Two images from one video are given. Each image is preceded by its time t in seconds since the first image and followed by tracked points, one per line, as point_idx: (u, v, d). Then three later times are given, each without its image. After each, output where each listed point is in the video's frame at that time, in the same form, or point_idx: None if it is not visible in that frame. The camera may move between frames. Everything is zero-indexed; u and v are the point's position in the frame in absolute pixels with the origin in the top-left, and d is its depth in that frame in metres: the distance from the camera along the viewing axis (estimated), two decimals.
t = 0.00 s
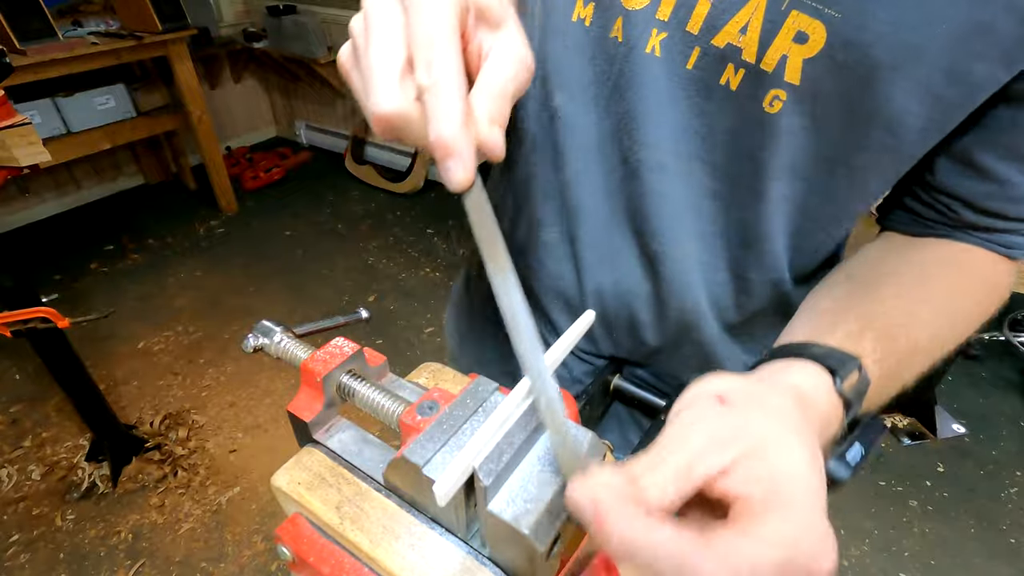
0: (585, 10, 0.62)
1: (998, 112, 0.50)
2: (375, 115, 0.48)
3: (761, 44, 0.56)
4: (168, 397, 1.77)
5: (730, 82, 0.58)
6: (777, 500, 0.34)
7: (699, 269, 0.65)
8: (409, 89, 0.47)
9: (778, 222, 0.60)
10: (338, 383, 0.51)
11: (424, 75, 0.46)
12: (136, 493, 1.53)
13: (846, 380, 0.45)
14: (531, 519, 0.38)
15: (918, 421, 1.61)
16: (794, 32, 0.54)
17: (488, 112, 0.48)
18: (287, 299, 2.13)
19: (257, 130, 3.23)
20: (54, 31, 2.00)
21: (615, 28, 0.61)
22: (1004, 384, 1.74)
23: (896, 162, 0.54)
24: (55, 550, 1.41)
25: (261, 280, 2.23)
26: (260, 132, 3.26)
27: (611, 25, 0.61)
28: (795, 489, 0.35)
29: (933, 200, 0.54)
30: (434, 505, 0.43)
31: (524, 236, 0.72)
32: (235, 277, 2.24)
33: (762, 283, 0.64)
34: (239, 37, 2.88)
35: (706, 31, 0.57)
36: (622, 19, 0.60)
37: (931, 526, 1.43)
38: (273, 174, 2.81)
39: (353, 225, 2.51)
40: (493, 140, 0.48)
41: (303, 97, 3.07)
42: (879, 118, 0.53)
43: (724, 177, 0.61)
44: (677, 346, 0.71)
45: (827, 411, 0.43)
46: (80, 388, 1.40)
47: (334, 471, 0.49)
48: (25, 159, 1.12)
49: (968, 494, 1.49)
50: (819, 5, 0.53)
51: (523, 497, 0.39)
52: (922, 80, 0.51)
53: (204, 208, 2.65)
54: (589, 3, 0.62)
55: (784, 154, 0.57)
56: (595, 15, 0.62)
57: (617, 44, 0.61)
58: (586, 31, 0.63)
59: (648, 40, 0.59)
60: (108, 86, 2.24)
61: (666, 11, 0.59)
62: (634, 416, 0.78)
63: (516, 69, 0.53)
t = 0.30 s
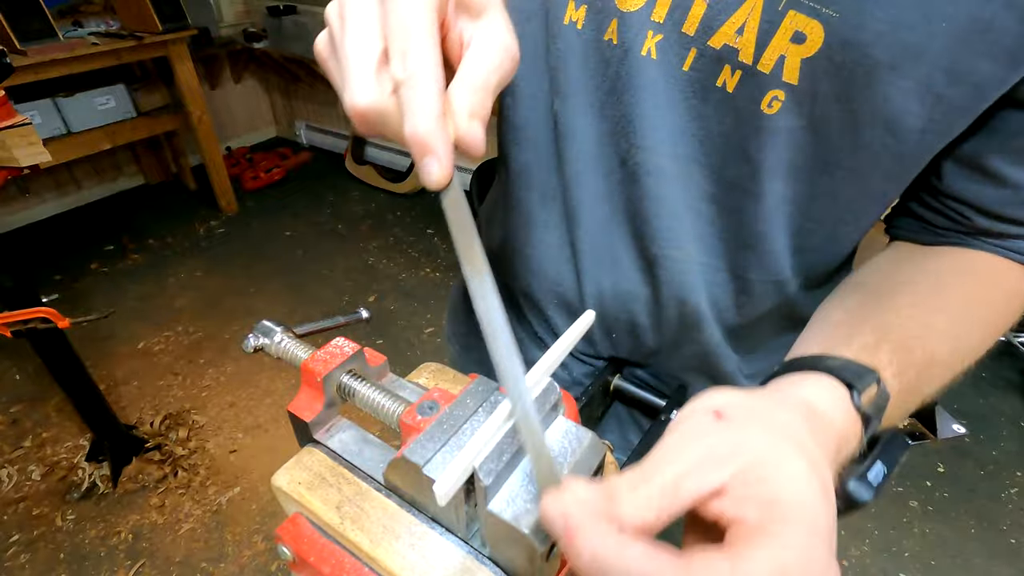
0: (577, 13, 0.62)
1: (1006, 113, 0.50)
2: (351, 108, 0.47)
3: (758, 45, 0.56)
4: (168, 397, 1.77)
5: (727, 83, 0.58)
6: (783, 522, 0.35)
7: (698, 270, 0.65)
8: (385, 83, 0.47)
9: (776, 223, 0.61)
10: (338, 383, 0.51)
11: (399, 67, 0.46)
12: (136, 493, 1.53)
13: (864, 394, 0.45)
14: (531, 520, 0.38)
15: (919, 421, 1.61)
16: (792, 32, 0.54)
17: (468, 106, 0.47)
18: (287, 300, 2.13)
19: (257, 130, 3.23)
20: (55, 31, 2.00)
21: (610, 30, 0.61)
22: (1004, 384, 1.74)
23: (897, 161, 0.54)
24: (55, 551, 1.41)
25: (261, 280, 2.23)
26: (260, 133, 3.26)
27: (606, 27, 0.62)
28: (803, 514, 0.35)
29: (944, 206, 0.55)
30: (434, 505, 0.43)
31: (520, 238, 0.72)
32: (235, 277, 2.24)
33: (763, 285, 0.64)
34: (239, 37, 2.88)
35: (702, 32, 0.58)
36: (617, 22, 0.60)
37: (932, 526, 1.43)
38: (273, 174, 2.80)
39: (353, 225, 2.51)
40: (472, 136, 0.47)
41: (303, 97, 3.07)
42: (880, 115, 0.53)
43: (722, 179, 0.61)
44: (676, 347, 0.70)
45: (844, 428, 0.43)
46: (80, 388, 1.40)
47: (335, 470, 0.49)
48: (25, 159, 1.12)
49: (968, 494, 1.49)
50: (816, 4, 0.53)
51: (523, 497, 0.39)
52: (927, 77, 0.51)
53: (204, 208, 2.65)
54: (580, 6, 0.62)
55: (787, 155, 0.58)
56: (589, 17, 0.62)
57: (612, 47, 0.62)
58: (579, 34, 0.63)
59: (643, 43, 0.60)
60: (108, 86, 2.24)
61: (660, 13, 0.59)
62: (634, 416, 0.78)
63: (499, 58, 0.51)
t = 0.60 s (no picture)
0: (575, 14, 0.62)
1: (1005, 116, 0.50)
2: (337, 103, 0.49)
3: (754, 47, 0.56)
4: (168, 397, 1.77)
5: (723, 85, 0.58)
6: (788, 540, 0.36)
7: (697, 271, 0.65)
8: (370, 76, 0.48)
9: (773, 224, 0.61)
10: (339, 382, 0.51)
11: (385, 60, 0.47)
12: (136, 493, 1.53)
13: (871, 404, 0.45)
14: (531, 519, 0.38)
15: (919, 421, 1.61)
16: (788, 33, 0.54)
17: (457, 99, 0.49)
18: (288, 300, 2.13)
19: (257, 130, 3.24)
20: (55, 31, 2.01)
21: (609, 31, 0.62)
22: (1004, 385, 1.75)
23: (895, 167, 0.54)
24: (55, 551, 1.41)
25: (261, 280, 2.22)
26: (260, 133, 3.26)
27: (605, 28, 0.62)
28: (802, 526, 0.36)
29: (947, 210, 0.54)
30: (434, 504, 0.43)
31: (518, 239, 0.72)
32: (236, 277, 2.24)
33: (761, 288, 0.64)
34: (240, 37, 2.88)
35: (699, 32, 0.58)
36: (617, 22, 0.61)
37: (931, 526, 1.43)
38: (274, 174, 2.80)
39: (353, 225, 2.52)
40: (463, 132, 0.49)
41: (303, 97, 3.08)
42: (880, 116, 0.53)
43: (721, 181, 0.61)
44: (674, 347, 0.70)
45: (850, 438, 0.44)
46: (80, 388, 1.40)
47: (335, 470, 0.49)
48: (25, 159, 1.12)
49: (967, 494, 1.49)
50: (813, 6, 0.53)
51: (523, 496, 0.39)
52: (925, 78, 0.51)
53: (204, 208, 2.65)
54: (579, 7, 0.62)
55: (784, 156, 0.58)
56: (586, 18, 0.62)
57: (610, 48, 0.62)
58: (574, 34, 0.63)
59: (642, 43, 0.60)
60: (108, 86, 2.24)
61: (657, 14, 0.59)
62: (633, 416, 0.78)
63: (492, 47, 0.53)
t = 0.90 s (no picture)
0: (572, 17, 0.63)
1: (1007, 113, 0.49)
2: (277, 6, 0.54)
3: (760, 46, 0.56)
4: (168, 396, 1.76)
5: (727, 86, 0.58)
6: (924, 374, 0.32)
7: (696, 274, 0.64)
8: None
9: (778, 225, 0.60)
10: (338, 381, 0.51)
11: None
12: (135, 492, 1.53)
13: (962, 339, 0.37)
14: (531, 518, 0.37)
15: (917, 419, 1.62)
16: (794, 32, 0.54)
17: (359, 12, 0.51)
18: (287, 299, 2.12)
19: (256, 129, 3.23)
20: (53, 30, 2.00)
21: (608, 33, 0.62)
22: (1003, 383, 1.75)
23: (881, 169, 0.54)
24: (55, 549, 1.41)
25: (261, 279, 2.22)
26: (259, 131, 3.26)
27: (602, 31, 0.62)
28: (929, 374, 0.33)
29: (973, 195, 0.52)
30: (434, 503, 0.43)
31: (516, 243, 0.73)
32: (235, 276, 2.24)
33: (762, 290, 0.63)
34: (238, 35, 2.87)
35: (702, 33, 0.58)
36: (615, 24, 0.61)
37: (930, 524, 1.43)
38: (273, 172, 2.80)
39: (353, 224, 2.51)
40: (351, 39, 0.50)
41: (302, 96, 3.07)
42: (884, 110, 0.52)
43: (722, 182, 0.61)
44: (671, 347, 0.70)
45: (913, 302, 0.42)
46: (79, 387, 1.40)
47: (334, 469, 0.49)
48: (22, 157, 1.12)
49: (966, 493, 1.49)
50: (818, 4, 0.53)
51: (522, 496, 0.38)
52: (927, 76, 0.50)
53: (203, 207, 2.65)
54: (576, 10, 0.62)
55: (790, 156, 0.57)
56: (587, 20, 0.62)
57: (608, 50, 0.62)
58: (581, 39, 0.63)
59: (642, 45, 0.60)
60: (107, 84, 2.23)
61: (660, 15, 0.59)
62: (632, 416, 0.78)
63: None
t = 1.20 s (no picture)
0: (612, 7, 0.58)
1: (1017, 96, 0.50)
2: None
3: (773, 37, 0.50)
4: (167, 395, 1.76)
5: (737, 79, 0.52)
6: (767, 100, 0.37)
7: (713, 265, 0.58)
8: None
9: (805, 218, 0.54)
10: (338, 380, 0.51)
11: None
12: (135, 490, 1.53)
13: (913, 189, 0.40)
14: (530, 516, 0.37)
15: (916, 418, 1.62)
16: (806, 21, 0.48)
17: None
18: (287, 298, 2.12)
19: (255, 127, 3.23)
20: (51, 28, 2.00)
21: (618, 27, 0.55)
22: (1002, 382, 1.75)
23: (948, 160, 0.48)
24: (54, 548, 1.41)
25: (261, 278, 2.22)
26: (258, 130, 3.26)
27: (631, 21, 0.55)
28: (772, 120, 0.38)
29: None
30: (434, 501, 0.43)
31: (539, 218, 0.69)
32: (234, 275, 2.23)
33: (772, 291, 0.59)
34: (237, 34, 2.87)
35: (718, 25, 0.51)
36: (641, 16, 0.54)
37: (928, 522, 1.43)
38: (272, 171, 2.79)
39: (352, 223, 2.51)
40: None
41: (302, 94, 3.07)
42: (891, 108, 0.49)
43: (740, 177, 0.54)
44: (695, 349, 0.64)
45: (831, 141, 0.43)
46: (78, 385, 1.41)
47: (334, 467, 0.49)
48: (21, 156, 1.12)
49: (964, 491, 1.49)
50: None
51: (522, 494, 0.38)
52: (927, 61, 0.46)
53: (202, 206, 2.64)
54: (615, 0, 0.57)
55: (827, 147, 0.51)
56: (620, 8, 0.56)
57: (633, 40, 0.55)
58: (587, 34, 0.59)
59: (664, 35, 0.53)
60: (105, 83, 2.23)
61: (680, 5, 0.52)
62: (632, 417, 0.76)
63: None
